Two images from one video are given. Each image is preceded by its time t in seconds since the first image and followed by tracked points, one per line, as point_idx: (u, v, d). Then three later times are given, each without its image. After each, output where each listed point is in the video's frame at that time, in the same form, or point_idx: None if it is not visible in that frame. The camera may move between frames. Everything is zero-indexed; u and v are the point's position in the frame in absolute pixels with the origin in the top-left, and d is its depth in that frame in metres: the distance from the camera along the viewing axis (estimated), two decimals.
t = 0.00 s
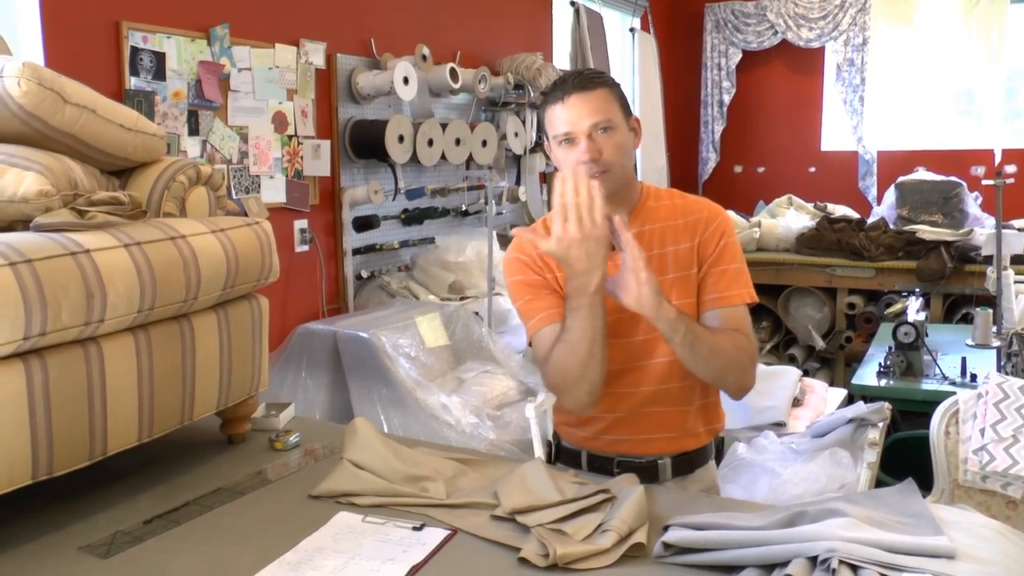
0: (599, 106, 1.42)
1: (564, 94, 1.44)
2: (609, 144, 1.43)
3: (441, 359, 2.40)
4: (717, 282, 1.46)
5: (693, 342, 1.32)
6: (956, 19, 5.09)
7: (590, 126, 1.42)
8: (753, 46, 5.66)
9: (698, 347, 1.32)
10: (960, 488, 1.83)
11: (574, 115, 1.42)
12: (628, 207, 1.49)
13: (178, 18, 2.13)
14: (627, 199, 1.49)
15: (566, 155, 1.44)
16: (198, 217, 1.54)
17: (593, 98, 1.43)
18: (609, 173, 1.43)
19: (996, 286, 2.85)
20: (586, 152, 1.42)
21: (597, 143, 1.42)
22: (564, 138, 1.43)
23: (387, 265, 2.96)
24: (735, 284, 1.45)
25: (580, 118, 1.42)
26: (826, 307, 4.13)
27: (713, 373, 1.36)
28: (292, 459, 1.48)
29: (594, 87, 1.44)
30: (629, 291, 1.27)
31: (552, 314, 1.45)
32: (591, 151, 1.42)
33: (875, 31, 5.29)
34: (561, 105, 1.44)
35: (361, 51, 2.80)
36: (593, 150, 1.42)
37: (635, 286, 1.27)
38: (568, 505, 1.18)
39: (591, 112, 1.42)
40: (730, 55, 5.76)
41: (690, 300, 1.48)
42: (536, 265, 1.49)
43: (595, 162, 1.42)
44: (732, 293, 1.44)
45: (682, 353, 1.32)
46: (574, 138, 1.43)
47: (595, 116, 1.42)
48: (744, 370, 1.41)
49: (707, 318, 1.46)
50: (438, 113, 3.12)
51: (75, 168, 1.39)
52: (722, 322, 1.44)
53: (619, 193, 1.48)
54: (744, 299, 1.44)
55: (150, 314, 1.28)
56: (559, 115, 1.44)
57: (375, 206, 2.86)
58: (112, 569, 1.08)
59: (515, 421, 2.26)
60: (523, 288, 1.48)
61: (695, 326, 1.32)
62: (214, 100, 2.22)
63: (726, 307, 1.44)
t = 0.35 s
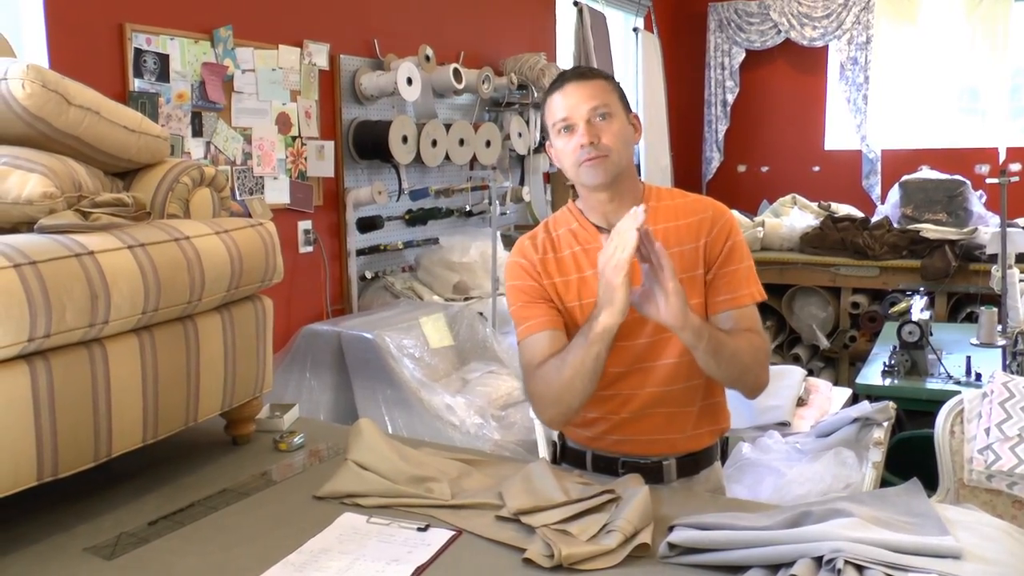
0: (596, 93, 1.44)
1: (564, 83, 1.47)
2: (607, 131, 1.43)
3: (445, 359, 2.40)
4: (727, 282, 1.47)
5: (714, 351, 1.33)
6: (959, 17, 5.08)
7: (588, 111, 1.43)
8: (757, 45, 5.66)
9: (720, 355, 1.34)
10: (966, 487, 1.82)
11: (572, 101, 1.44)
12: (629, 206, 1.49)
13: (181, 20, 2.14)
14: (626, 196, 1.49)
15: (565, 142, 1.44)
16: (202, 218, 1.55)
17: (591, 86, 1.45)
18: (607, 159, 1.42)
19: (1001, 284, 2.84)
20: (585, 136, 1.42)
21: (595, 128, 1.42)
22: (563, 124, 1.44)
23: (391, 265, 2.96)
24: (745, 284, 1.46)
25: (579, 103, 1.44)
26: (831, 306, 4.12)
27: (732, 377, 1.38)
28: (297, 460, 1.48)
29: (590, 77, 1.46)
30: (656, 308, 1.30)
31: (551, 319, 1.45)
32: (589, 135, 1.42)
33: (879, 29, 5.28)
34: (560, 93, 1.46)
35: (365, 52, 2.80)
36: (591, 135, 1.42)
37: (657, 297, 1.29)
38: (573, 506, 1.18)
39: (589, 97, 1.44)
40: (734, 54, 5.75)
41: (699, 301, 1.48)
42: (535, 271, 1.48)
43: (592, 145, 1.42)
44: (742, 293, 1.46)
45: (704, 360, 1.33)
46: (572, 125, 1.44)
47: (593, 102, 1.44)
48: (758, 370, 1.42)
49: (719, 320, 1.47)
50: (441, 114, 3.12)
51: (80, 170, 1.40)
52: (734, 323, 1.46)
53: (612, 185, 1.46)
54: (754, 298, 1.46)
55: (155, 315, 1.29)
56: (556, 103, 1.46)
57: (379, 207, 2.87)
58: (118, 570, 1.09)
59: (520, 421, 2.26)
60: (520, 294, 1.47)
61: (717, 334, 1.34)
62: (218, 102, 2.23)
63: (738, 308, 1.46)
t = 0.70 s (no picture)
0: (614, 85, 1.47)
1: (583, 75, 1.49)
2: (626, 122, 1.44)
3: (447, 360, 2.39)
4: (727, 286, 1.46)
5: (709, 353, 1.35)
6: (963, 19, 5.08)
7: (608, 101, 1.45)
8: (760, 46, 5.65)
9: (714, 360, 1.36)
10: (968, 489, 1.83)
11: (591, 91, 1.46)
12: (632, 206, 1.49)
13: (184, 20, 2.14)
14: (632, 193, 1.48)
15: (582, 130, 1.44)
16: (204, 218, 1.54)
17: (608, 79, 1.48)
18: (624, 149, 1.41)
19: (1005, 286, 2.83)
20: (605, 123, 1.42)
21: (616, 118, 1.44)
22: (582, 113, 1.45)
23: (393, 266, 2.96)
24: (745, 289, 1.46)
25: (598, 93, 1.46)
26: (833, 308, 4.12)
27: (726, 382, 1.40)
28: (298, 461, 1.48)
29: (610, 71, 1.49)
30: (655, 307, 1.34)
31: (556, 326, 1.46)
32: (608, 124, 1.42)
33: (882, 31, 5.28)
34: (578, 85, 1.48)
35: (367, 52, 2.80)
36: (610, 122, 1.43)
37: (657, 300, 1.31)
38: (574, 507, 1.18)
39: (607, 88, 1.46)
40: (736, 55, 5.75)
41: (699, 303, 1.47)
42: (535, 271, 1.48)
43: (611, 134, 1.41)
44: (741, 298, 1.45)
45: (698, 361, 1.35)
46: (591, 113, 1.45)
47: (612, 92, 1.46)
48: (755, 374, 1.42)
49: (718, 324, 1.47)
50: (444, 115, 3.12)
51: (81, 170, 1.40)
52: (733, 328, 1.46)
53: (625, 177, 1.44)
54: (753, 303, 1.45)
55: (157, 316, 1.28)
56: (574, 93, 1.48)
57: (381, 208, 2.87)
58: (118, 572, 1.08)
59: (522, 423, 2.26)
60: (522, 295, 1.48)
61: (712, 335, 1.35)
62: (220, 103, 2.22)
63: (737, 313, 1.45)
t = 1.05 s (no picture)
0: (625, 84, 1.46)
1: (595, 71, 1.48)
2: (636, 121, 1.43)
3: (448, 358, 2.39)
4: (728, 286, 1.46)
5: (709, 355, 1.35)
6: (965, 18, 5.07)
7: (618, 100, 1.44)
8: (762, 45, 5.64)
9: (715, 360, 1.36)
10: (970, 489, 1.83)
11: (603, 89, 1.45)
12: (636, 203, 1.48)
13: (186, 19, 2.14)
14: (637, 188, 1.47)
15: (590, 127, 1.43)
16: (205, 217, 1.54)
17: (619, 77, 1.47)
18: (632, 147, 1.41)
19: (1007, 285, 2.83)
20: (615, 121, 1.42)
21: (626, 116, 1.43)
22: (591, 110, 1.44)
23: (395, 265, 2.96)
24: (746, 289, 1.45)
25: (610, 91, 1.45)
26: (835, 307, 4.11)
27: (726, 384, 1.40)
28: (300, 460, 1.48)
29: (622, 70, 1.48)
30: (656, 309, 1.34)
31: (557, 322, 1.47)
32: (619, 121, 1.42)
33: (884, 30, 5.26)
34: (589, 81, 1.47)
35: (369, 51, 2.79)
36: (620, 122, 1.42)
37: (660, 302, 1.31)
38: (575, 507, 1.18)
39: (618, 87, 1.45)
40: (739, 54, 5.74)
41: (699, 302, 1.47)
42: (536, 266, 1.49)
43: (619, 134, 1.41)
44: (742, 298, 1.45)
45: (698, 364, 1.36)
46: (602, 111, 1.44)
47: (623, 91, 1.45)
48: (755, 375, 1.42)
49: (718, 324, 1.47)
50: (446, 113, 3.12)
51: (82, 168, 1.39)
52: (734, 328, 1.46)
53: (631, 173, 1.44)
54: (753, 305, 1.45)
55: (156, 314, 1.28)
56: (585, 91, 1.47)
57: (383, 206, 2.86)
58: (118, 570, 1.08)
59: (523, 421, 2.26)
60: (525, 290, 1.48)
61: (714, 337, 1.35)
62: (221, 101, 2.22)
63: (737, 314, 1.45)
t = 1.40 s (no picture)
0: (625, 85, 1.45)
1: (593, 72, 1.47)
2: (632, 122, 1.42)
3: (451, 357, 2.39)
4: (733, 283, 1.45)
5: (730, 341, 1.35)
6: (968, 15, 5.06)
7: (616, 102, 1.44)
8: (764, 43, 5.63)
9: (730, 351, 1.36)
10: (974, 487, 1.82)
11: (602, 91, 1.44)
12: (640, 199, 1.47)
13: (189, 18, 2.14)
14: (642, 186, 1.47)
15: (590, 130, 1.44)
16: (207, 216, 1.54)
17: (620, 77, 1.46)
18: (630, 151, 1.42)
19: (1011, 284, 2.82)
20: (611, 125, 1.41)
21: (621, 119, 1.42)
22: (590, 113, 1.44)
23: (397, 263, 2.95)
24: (750, 286, 1.44)
25: (607, 94, 1.44)
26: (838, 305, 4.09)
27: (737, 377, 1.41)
28: (303, 458, 1.48)
29: (623, 69, 1.46)
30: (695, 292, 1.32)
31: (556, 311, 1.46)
32: (614, 125, 1.42)
33: (887, 27, 5.26)
34: (589, 83, 1.46)
35: (371, 49, 2.79)
36: (616, 125, 1.42)
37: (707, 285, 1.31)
38: (579, 505, 1.18)
39: (617, 88, 1.44)
40: (741, 52, 5.73)
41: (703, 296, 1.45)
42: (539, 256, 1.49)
43: (617, 136, 1.41)
44: (746, 296, 1.44)
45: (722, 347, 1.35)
46: (599, 114, 1.44)
47: (621, 93, 1.44)
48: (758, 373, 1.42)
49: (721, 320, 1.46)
50: (448, 112, 3.12)
51: (85, 167, 1.39)
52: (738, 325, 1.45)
53: (632, 175, 1.45)
54: (758, 302, 1.45)
55: (159, 313, 1.28)
56: (585, 92, 1.46)
57: (386, 205, 2.86)
58: (121, 569, 1.08)
59: (526, 420, 2.25)
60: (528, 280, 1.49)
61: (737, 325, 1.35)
62: (224, 100, 2.22)
63: (742, 309, 1.44)
